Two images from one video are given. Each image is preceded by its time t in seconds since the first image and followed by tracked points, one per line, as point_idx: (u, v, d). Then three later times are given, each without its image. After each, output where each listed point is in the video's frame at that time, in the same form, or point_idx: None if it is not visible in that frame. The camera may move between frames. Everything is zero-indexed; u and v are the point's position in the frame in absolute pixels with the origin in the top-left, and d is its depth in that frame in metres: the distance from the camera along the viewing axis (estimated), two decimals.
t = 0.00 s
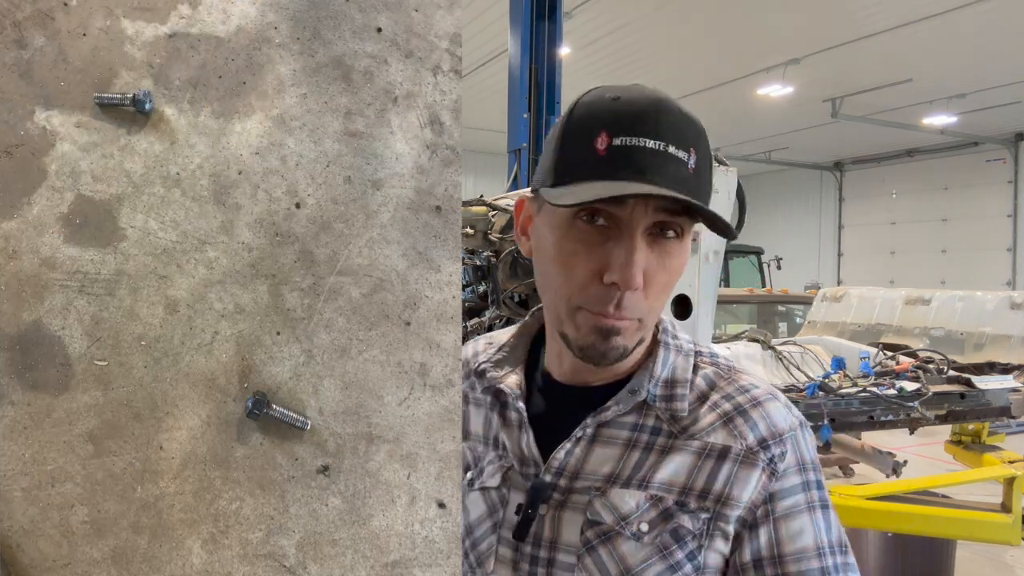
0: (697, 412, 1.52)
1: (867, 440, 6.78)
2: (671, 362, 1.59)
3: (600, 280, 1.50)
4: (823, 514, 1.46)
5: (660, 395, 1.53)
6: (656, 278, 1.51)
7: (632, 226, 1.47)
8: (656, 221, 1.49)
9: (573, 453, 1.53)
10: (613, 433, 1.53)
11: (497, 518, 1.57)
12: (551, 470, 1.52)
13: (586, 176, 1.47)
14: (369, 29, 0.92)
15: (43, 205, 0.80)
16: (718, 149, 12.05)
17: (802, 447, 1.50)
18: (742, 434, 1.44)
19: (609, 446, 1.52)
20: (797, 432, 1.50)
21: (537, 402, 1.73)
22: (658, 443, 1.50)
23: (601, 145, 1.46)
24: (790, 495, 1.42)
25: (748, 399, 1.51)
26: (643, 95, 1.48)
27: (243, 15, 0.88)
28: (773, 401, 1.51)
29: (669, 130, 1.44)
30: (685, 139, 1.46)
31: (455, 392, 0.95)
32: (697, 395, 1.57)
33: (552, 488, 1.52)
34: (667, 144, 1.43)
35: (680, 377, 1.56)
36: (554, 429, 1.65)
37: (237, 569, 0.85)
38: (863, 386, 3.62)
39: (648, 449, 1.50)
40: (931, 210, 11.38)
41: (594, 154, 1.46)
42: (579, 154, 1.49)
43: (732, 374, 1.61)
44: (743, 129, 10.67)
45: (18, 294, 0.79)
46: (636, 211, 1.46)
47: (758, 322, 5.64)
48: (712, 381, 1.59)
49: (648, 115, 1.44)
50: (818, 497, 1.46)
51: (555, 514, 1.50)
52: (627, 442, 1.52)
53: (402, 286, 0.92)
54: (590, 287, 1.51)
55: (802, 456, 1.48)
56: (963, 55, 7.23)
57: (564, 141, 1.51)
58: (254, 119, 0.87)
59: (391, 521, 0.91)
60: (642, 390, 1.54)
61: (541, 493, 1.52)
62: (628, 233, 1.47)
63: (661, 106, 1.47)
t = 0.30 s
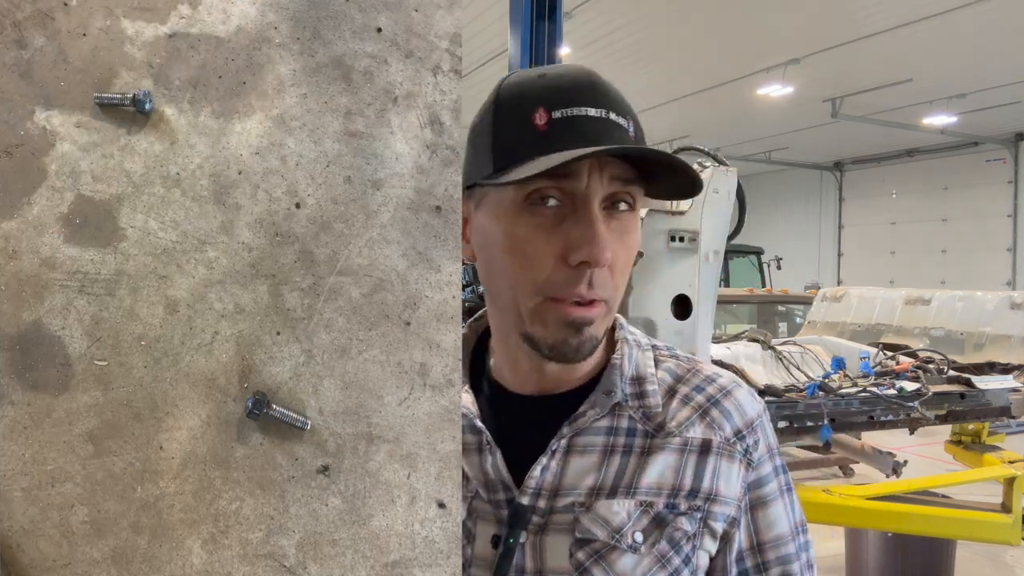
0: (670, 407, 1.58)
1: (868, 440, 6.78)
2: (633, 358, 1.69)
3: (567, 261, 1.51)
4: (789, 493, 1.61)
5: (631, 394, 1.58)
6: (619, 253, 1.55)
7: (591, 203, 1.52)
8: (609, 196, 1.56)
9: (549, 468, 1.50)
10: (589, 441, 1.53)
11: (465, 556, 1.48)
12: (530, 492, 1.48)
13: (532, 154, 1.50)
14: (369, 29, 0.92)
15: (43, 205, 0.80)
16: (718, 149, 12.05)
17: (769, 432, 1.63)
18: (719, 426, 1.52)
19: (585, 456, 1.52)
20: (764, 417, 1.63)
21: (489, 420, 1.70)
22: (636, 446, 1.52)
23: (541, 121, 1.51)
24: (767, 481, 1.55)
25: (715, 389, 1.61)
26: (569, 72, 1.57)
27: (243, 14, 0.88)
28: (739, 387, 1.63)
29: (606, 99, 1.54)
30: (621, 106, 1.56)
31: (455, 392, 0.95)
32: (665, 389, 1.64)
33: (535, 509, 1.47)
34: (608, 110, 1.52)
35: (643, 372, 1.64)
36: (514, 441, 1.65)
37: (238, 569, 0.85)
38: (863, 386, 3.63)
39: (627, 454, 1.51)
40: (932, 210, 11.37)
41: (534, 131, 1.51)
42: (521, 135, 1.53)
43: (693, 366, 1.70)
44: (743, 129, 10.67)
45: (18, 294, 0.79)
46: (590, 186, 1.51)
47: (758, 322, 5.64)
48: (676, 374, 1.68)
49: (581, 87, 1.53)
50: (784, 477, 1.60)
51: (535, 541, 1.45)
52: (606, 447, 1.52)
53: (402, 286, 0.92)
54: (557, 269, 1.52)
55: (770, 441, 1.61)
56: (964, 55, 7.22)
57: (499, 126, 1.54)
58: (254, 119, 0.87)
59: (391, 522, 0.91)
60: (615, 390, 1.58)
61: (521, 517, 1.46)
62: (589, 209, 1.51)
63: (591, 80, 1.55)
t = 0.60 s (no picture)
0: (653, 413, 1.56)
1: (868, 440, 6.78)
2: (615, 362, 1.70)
3: (525, 260, 1.54)
4: (786, 499, 1.58)
5: (610, 399, 1.58)
6: (579, 252, 1.57)
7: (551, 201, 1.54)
8: (574, 193, 1.58)
9: (522, 478, 1.49)
10: (564, 450, 1.52)
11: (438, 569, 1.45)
12: (501, 503, 1.46)
13: (492, 147, 1.51)
14: (369, 29, 0.92)
15: (43, 205, 0.80)
16: (718, 149, 12.05)
17: (762, 439, 1.61)
18: (704, 431, 1.50)
19: (561, 465, 1.50)
20: (756, 423, 1.61)
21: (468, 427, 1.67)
22: (615, 455, 1.50)
23: (502, 112, 1.52)
24: (761, 490, 1.54)
25: (702, 394, 1.59)
26: (536, 61, 1.56)
27: (243, 14, 0.88)
28: (728, 393, 1.62)
29: (574, 88, 1.53)
30: (591, 95, 1.55)
31: (455, 392, 0.95)
32: (648, 394, 1.63)
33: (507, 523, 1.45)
34: (575, 100, 1.52)
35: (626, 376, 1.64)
36: (502, 449, 1.61)
37: (238, 569, 0.85)
38: (862, 386, 3.63)
39: (605, 463, 1.49)
40: (932, 210, 11.37)
41: (496, 122, 1.51)
42: (483, 126, 1.54)
43: (678, 370, 1.70)
44: (743, 129, 10.68)
45: (18, 295, 0.79)
46: (552, 181, 1.53)
47: (758, 322, 5.64)
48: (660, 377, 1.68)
49: (548, 77, 1.53)
50: (779, 485, 1.58)
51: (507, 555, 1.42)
52: (584, 455, 1.50)
53: (402, 286, 0.92)
54: (516, 269, 1.55)
55: (763, 448, 1.59)
56: (965, 54, 7.21)
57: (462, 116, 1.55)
58: (254, 119, 0.87)
59: (391, 521, 0.91)
60: (592, 395, 1.57)
61: (491, 531, 1.44)
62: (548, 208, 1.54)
63: (558, 68, 1.54)
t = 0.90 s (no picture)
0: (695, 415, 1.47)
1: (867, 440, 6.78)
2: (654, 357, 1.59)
3: (537, 251, 1.48)
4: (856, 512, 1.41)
5: (645, 398, 1.49)
6: (599, 242, 1.49)
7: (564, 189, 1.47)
8: (592, 181, 1.50)
9: (550, 480, 1.46)
10: (597, 452, 1.46)
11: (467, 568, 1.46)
12: (526, 504, 1.45)
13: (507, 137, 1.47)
14: (369, 29, 0.92)
15: (43, 205, 0.80)
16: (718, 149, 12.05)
17: (827, 445, 1.44)
18: (750, 437, 1.38)
19: (592, 467, 1.45)
20: (818, 427, 1.44)
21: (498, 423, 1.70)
22: (650, 459, 1.42)
23: (517, 97, 1.48)
24: (821, 504, 1.36)
25: (751, 395, 1.47)
26: (551, 42, 1.51)
27: (243, 14, 0.88)
28: (783, 395, 1.47)
29: (591, 68, 1.47)
30: (611, 74, 1.48)
31: (455, 391, 0.95)
32: (690, 394, 1.53)
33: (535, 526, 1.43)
34: (592, 80, 1.45)
35: (667, 373, 1.54)
36: (525, 448, 1.61)
37: (238, 569, 0.85)
38: (863, 386, 3.63)
39: (638, 467, 1.42)
40: (932, 210, 11.37)
41: (509, 109, 1.49)
42: (498, 116, 1.51)
43: (727, 368, 1.58)
44: (743, 129, 10.67)
45: (18, 294, 0.79)
46: (565, 167, 1.47)
47: (757, 322, 5.63)
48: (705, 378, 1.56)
49: (563, 58, 1.47)
50: (848, 496, 1.41)
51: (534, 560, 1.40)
52: (615, 457, 1.45)
53: (402, 286, 0.92)
54: (528, 260, 1.49)
55: (826, 455, 1.41)
56: (966, 54, 7.21)
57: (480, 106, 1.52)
58: (254, 119, 0.87)
59: (391, 521, 0.91)
60: (624, 395, 1.50)
61: (515, 533, 1.43)
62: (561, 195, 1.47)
63: (578, 49, 1.49)
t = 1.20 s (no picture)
0: (795, 436, 0.96)
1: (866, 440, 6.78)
2: (748, 366, 1.03)
3: (602, 259, 1.01)
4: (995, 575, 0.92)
5: (740, 413, 0.98)
6: (689, 254, 0.98)
7: (640, 179, 0.97)
8: (679, 178, 0.98)
9: (631, 495, 0.99)
10: (679, 466, 0.98)
11: None
12: (603, 521, 0.99)
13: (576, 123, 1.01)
14: (369, 29, 0.93)
15: (43, 205, 0.80)
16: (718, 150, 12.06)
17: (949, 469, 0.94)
18: (857, 461, 0.91)
19: (674, 484, 0.98)
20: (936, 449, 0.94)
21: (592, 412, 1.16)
22: (740, 479, 0.95)
23: (589, 88, 0.99)
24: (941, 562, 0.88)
25: (863, 415, 0.95)
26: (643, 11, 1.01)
27: (243, 14, 0.88)
28: (899, 415, 0.96)
29: (684, 49, 0.95)
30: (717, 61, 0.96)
31: (455, 392, 0.95)
32: (789, 406, 0.99)
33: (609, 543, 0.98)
34: (681, 71, 0.94)
35: (768, 386, 1.00)
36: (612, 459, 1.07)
37: (238, 569, 0.85)
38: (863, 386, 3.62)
39: (724, 487, 0.95)
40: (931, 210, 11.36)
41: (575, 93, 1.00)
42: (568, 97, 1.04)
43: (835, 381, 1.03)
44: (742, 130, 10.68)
45: (18, 295, 0.79)
46: (640, 161, 0.97)
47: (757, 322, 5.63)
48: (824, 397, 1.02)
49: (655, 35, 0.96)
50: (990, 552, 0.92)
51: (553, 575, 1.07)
52: (699, 477, 0.97)
53: (402, 286, 0.92)
54: (592, 266, 1.01)
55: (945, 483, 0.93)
56: (966, 54, 7.19)
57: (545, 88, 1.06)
58: (254, 119, 0.87)
59: (391, 521, 0.91)
60: (712, 406, 0.99)
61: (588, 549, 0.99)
62: (635, 188, 0.97)
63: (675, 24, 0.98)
